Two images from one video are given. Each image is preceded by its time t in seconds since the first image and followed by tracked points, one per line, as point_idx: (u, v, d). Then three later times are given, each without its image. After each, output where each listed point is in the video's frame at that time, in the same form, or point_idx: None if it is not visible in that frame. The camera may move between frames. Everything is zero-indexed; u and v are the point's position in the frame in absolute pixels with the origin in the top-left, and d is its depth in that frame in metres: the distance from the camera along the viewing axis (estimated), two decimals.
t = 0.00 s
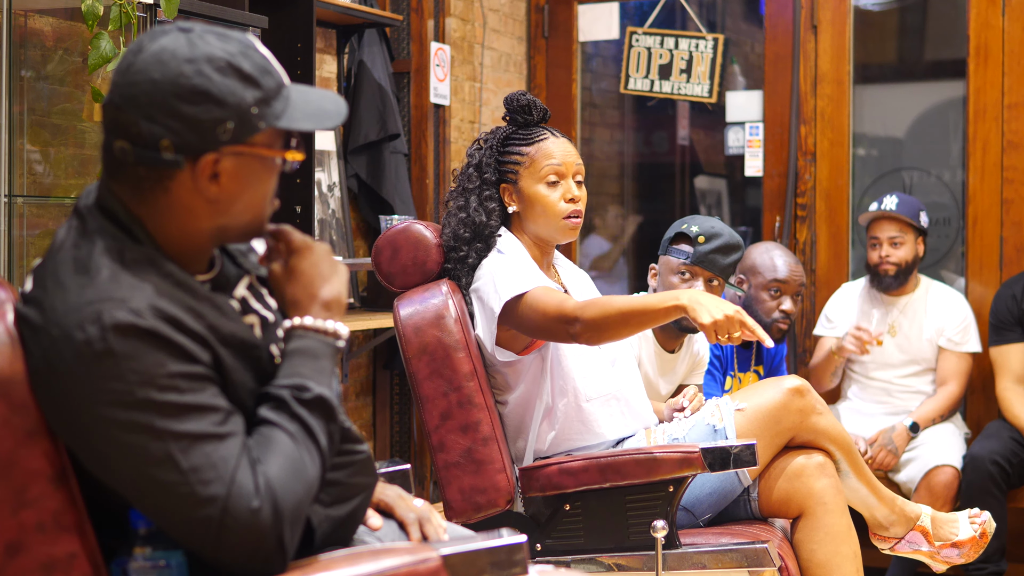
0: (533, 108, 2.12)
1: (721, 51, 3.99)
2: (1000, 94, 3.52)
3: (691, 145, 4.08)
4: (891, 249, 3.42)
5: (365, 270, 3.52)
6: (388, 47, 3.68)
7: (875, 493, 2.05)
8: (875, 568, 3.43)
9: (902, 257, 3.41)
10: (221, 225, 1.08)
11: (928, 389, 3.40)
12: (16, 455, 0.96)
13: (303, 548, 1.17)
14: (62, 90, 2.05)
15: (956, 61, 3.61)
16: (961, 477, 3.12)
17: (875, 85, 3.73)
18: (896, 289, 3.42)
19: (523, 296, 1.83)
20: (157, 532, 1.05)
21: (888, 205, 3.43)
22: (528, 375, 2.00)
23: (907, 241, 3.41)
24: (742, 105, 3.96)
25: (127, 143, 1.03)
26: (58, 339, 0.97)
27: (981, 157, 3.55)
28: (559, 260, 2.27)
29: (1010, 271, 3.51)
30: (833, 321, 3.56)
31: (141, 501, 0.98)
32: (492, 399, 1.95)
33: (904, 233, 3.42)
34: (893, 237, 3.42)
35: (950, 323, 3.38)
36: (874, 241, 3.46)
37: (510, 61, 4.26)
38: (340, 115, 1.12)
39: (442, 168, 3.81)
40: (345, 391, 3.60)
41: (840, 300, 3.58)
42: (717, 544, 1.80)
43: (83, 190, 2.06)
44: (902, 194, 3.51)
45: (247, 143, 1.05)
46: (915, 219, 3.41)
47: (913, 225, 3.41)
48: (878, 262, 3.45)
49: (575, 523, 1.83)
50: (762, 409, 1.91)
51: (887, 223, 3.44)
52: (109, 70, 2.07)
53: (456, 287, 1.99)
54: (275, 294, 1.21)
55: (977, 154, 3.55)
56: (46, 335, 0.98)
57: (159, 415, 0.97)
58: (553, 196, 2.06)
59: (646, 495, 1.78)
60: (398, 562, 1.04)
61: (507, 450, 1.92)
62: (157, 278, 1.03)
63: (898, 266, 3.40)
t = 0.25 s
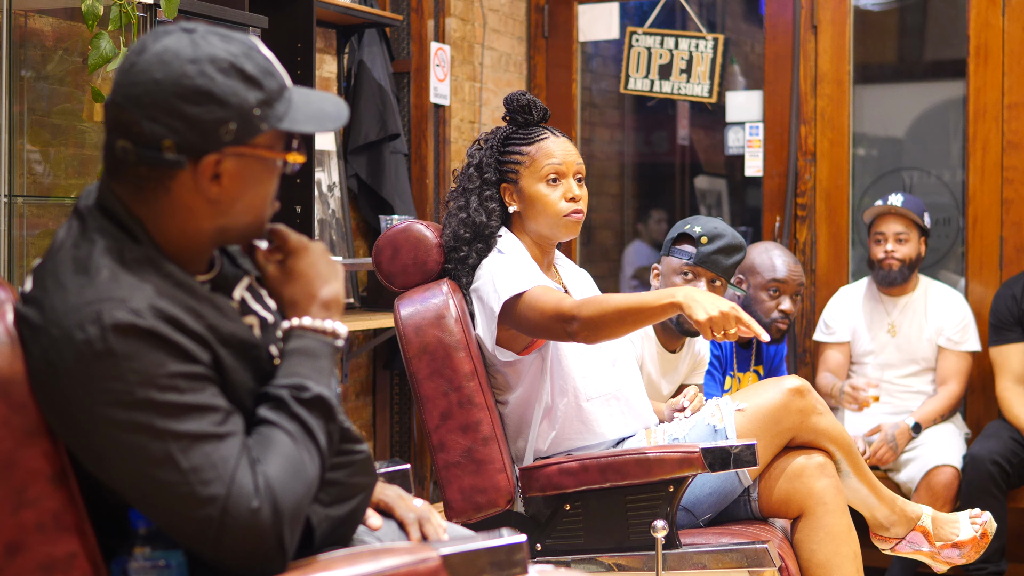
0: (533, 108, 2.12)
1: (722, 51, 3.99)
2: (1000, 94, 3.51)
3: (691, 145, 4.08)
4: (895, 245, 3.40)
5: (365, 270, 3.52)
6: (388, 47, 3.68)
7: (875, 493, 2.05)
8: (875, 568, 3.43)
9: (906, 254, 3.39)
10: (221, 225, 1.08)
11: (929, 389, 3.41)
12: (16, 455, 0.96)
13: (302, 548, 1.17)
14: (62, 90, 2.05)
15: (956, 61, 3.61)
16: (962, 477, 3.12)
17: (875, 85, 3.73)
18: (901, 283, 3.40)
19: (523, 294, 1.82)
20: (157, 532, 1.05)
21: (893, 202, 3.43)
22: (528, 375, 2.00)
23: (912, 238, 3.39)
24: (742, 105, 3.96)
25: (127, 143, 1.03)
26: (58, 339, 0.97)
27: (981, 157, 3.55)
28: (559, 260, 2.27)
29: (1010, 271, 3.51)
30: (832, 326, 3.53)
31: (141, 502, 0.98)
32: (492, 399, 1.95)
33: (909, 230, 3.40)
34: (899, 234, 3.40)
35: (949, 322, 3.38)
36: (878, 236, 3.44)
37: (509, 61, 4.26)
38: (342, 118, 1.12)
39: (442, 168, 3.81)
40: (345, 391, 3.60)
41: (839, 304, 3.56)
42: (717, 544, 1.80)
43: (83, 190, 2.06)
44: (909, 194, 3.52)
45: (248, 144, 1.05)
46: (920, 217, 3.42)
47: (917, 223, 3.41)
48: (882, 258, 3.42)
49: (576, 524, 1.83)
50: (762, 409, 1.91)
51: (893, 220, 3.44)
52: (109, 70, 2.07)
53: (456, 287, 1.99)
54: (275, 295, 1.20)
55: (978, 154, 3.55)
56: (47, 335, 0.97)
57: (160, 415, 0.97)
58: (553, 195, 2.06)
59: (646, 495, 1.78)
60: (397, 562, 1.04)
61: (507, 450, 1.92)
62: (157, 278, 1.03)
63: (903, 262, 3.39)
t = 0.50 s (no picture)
0: (532, 108, 2.12)
1: (721, 51, 3.99)
2: (1000, 94, 3.52)
3: (691, 145, 4.08)
4: (896, 244, 3.40)
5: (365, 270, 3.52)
6: (388, 47, 3.67)
7: (875, 492, 2.05)
8: (875, 568, 3.43)
9: (907, 253, 3.39)
10: (221, 224, 1.08)
11: (928, 389, 3.41)
12: (16, 454, 0.96)
13: (303, 548, 1.17)
14: (62, 90, 2.05)
15: (956, 61, 3.61)
16: (961, 477, 3.12)
17: (875, 85, 3.73)
18: (902, 282, 3.39)
19: (523, 293, 1.83)
20: (157, 532, 1.05)
21: (894, 200, 3.43)
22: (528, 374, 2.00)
23: (912, 237, 3.40)
24: (742, 104, 3.96)
25: (127, 142, 1.03)
26: (59, 339, 0.97)
27: (981, 156, 3.55)
28: (560, 260, 2.27)
29: (1010, 271, 3.51)
30: (830, 328, 3.51)
31: (141, 501, 0.98)
32: (492, 399, 1.95)
33: (910, 230, 3.41)
34: (901, 233, 3.40)
35: (947, 322, 3.39)
36: (880, 234, 3.44)
37: (510, 61, 4.26)
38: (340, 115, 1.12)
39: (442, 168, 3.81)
40: (345, 391, 3.60)
41: (837, 306, 3.54)
42: (717, 544, 1.80)
43: (83, 190, 2.06)
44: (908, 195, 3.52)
45: (247, 142, 1.06)
46: (920, 217, 3.41)
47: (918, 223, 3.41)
48: (882, 257, 3.42)
49: (575, 523, 1.83)
50: (762, 409, 1.91)
51: (894, 219, 3.43)
52: (109, 70, 2.07)
53: (456, 287, 1.99)
54: (274, 295, 1.21)
55: (977, 154, 3.55)
56: (47, 335, 0.98)
57: (159, 415, 0.97)
58: (553, 195, 2.06)
59: (646, 495, 1.78)
60: (398, 562, 1.04)
61: (507, 450, 1.92)
62: (157, 277, 1.03)
63: (904, 261, 3.39)
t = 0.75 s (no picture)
0: (529, 109, 2.13)
1: (722, 51, 3.99)
2: (1000, 94, 3.52)
3: (691, 145, 4.08)
4: (893, 245, 3.40)
5: (365, 271, 3.52)
6: (388, 47, 3.67)
7: (875, 492, 2.05)
8: (875, 568, 3.43)
9: (903, 254, 3.39)
10: (221, 225, 1.08)
11: (927, 389, 3.41)
12: (16, 455, 0.95)
13: (302, 548, 1.17)
14: (62, 90, 2.05)
15: (956, 61, 3.61)
16: (961, 477, 3.12)
17: (875, 85, 3.73)
18: (899, 283, 3.39)
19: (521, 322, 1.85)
20: (157, 532, 1.05)
21: (890, 202, 3.44)
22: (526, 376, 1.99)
23: (909, 238, 3.41)
24: (742, 105, 3.96)
25: (127, 142, 1.03)
26: (58, 340, 0.97)
27: (981, 156, 3.55)
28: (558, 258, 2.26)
29: (1010, 271, 3.51)
30: (827, 330, 3.51)
31: (141, 502, 0.98)
32: (492, 399, 1.95)
33: (906, 231, 3.41)
34: (897, 233, 3.41)
35: (944, 322, 3.39)
36: (876, 235, 3.44)
37: (510, 61, 4.26)
38: (340, 116, 1.12)
39: (442, 168, 3.81)
40: (345, 391, 3.60)
41: (834, 308, 3.54)
42: (718, 544, 1.80)
43: (83, 190, 2.06)
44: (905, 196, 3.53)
45: (247, 143, 1.05)
46: (916, 217, 3.43)
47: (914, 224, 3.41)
48: (878, 258, 3.42)
49: (575, 523, 1.83)
50: (762, 409, 1.91)
51: (890, 220, 3.44)
52: (109, 70, 2.07)
53: (457, 287, 1.99)
54: (274, 296, 1.21)
55: (977, 154, 3.55)
56: (47, 335, 0.97)
57: (160, 415, 0.97)
58: (555, 186, 2.05)
59: (646, 495, 1.78)
60: (398, 562, 1.04)
61: (507, 450, 1.92)
62: (157, 278, 1.03)
63: (900, 261, 3.39)
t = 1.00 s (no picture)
0: (508, 113, 2.14)
1: (721, 51, 3.99)
2: (1000, 94, 3.52)
3: (691, 145, 4.08)
4: (889, 246, 3.40)
5: (365, 271, 3.53)
6: (388, 47, 3.67)
7: (875, 492, 2.05)
8: (875, 568, 3.43)
9: (898, 257, 3.39)
10: (221, 225, 1.08)
11: (927, 389, 3.42)
12: (17, 454, 0.96)
13: (302, 548, 1.17)
14: (62, 91, 2.05)
15: (956, 61, 3.61)
16: (961, 477, 3.12)
17: (875, 85, 3.73)
18: (893, 287, 3.39)
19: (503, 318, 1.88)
20: (157, 532, 1.05)
21: (887, 202, 3.45)
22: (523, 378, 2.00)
23: (904, 239, 3.41)
24: (742, 104, 3.96)
25: (127, 143, 1.03)
26: (58, 340, 0.97)
27: (981, 156, 3.55)
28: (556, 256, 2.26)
29: (1010, 271, 3.51)
30: (825, 332, 3.52)
31: (141, 502, 0.98)
32: (490, 400, 1.95)
33: (903, 232, 3.41)
34: (893, 234, 3.41)
35: (942, 321, 3.39)
36: (871, 236, 3.45)
37: (510, 61, 4.26)
38: (340, 116, 1.12)
39: (442, 168, 3.82)
40: (345, 391, 3.60)
41: (831, 308, 3.54)
42: (717, 544, 1.80)
43: (83, 190, 2.06)
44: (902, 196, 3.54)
45: (247, 143, 1.06)
46: (913, 219, 3.43)
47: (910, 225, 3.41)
48: (875, 260, 3.42)
49: (575, 523, 1.83)
50: (762, 409, 1.91)
51: (887, 220, 3.45)
52: (109, 70, 2.07)
53: (454, 288, 1.99)
54: (273, 296, 1.21)
55: (978, 154, 3.55)
56: (47, 335, 0.98)
57: (160, 415, 0.97)
58: (541, 181, 2.06)
59: (645, 495, 1.78)
60: (398, 562, 1.04)
61: (506, 451, 1.92)
62: (157, 278, 1.03)
63: (896, 263, 3.39)
